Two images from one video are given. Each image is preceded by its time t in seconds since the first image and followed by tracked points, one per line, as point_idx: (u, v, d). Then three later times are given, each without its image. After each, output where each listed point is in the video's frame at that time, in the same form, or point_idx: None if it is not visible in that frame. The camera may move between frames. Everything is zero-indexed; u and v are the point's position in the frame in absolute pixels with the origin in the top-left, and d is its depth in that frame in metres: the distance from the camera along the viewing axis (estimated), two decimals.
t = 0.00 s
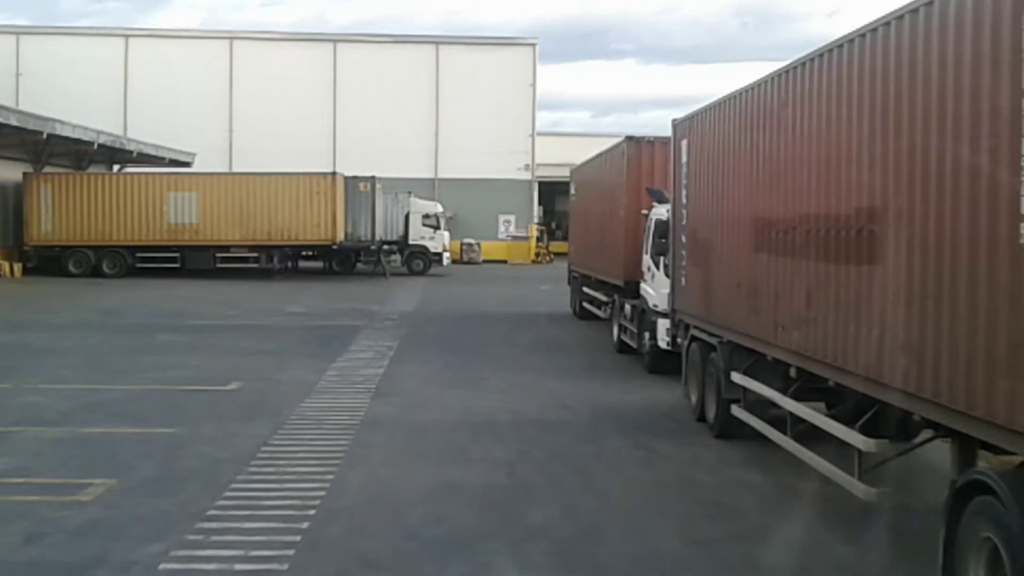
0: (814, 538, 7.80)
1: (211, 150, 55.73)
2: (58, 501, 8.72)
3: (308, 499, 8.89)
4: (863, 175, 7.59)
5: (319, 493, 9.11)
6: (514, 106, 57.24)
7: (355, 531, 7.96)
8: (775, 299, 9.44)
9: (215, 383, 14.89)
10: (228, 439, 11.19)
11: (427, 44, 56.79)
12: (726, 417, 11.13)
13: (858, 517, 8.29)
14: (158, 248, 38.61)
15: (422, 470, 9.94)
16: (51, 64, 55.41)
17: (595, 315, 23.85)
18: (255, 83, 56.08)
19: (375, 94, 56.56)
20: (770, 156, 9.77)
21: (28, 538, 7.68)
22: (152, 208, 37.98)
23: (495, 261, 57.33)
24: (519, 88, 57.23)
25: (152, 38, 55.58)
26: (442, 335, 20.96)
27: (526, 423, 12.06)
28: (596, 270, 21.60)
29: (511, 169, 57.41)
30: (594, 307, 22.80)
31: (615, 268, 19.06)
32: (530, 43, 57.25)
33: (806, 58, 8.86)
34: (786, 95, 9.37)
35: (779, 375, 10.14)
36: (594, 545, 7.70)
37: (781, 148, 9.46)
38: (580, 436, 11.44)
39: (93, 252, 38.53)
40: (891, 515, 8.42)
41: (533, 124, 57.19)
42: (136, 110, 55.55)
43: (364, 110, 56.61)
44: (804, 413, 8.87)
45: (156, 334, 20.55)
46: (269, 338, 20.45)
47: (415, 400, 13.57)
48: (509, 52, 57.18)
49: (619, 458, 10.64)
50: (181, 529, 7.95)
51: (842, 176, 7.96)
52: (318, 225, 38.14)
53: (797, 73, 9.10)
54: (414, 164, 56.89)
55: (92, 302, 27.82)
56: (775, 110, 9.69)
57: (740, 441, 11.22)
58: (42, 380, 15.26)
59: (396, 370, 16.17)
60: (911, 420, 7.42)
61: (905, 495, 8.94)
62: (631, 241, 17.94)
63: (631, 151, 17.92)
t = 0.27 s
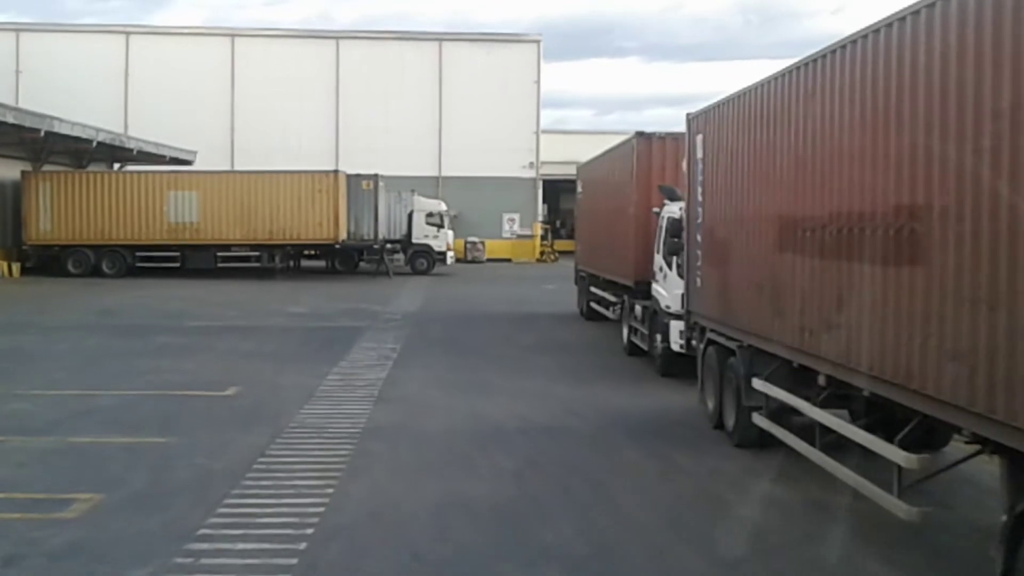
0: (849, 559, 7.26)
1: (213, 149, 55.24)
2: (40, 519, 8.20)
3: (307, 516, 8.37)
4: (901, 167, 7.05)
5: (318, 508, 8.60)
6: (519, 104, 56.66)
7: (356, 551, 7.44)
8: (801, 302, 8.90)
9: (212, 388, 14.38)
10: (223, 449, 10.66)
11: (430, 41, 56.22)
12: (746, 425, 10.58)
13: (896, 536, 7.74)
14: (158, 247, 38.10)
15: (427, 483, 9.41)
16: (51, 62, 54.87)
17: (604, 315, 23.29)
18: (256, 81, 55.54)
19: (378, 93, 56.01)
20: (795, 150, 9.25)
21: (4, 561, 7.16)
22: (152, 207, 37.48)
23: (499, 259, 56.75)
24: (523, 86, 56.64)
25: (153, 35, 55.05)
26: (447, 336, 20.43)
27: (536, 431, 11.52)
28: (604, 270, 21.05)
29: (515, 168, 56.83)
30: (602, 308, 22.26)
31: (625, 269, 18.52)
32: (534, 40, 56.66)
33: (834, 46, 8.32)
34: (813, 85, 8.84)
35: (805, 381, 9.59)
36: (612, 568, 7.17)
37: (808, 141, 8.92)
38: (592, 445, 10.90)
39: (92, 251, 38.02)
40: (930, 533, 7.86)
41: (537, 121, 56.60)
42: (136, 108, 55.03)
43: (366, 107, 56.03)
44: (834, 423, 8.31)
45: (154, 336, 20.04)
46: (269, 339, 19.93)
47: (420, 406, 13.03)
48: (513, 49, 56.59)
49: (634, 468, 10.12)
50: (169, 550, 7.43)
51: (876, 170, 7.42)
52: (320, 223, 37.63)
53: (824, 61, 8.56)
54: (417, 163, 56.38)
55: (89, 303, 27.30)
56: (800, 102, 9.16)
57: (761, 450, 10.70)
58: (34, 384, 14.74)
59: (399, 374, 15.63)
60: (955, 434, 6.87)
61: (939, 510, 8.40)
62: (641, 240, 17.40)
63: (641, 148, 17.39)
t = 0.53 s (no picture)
0: None
1: (217, 148, 54.71)
2: (19, 541, 7.65)
3: (305, 538, 7.80)
4: (954, 162, 6.48)
5: (320, 528, 8.06)
6: (526, 102, 56.04)
7: None
8: (836, 308, 8.34)
9: (211, 395, 13.82)
10: (219, 462, 10.10)
11: (437, 39, 55.63)
12: (774, 436, 9.97)
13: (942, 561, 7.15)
14: (161, 248, 37.58)
15: (435, 499, 8.84)
16: (54, 61, 54.40)
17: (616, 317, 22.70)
18: (261, 79, 55.00)
19: (384, 91, 55.45)
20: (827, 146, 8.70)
21: None
22: (155, 207, 36.97)
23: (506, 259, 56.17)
24: (531, 84, 56.00)
25: (156, 34, 54.53)
26: (455, 339, 19.87)
27: (549, 442, 10.95)
28: (617, 271, 20.44)
29: (522, 166, 56.19)
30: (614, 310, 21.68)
31: (639, 270, 17.91)
32: (541, 37, 56.01)
33: (874, 32, 7.76)
34: (849, 74, 8.28)
35: (838, 391, 8.98)
36: None
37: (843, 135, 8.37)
38: (609, 458, 10.32)
39: (94, 252, 37.52)
40: (981, 558, 7.24)
41: (545, 120, 55.96)
42: (140, 108, 54.53)
43: (372, 106, 55.46)
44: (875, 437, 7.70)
45: (154, 339, 19.50)
46: (272, 342, 19.39)
47: (427, 414, 12.46)
48: (520, 47, 55.97)
49: (655, 483, 9.54)
50: None
51: (925, 164, 6.86)
52: (325, 223, 37.08)
53: (862, 47, 8.00)
54: (423, 162, 55.82)
55: (89, 305, 26.79)
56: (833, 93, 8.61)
57: (789, 463, 10.12)
58: (26, 391, 14.20)
59: (405, 379, 15.07)
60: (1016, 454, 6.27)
61: (988, 531, 7.80)
62: (656, 241, 16.79)
63: (655, 145, 16.77)
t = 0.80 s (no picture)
0: None
1: (218, 147, 54.21)
2: None
3: (301, 562, 7.27)
4: (1003, 160, 5.98)
5: (317, 550, 7.52)
6: (530, 101, 55.48)
7: None
8: (871, 316, 7.80)
9: (206, 402, 13.29)
10: (210, 477, 9.56)
11: (440, 38, 55.13)
12: (797, 450, 9.44)
13: None
14: (160, 248, 37.07)
15: (440, 518, 8.31)
16: (54, 59, 53.92)
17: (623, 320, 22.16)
18: (262, 78, 54.50)
19: (387, 90, 54.92)
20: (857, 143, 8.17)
21: None
22: (154, 206, 36.46)
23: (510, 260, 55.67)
24: (535, 83, 55.46)
25: (157, 31, 54.05)
26: (459, 343, 19.34)
27: (558, 456, 10.41)
28: (625, 272, 19.91)
29: (527, 166, 55.65)
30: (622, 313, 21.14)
31: (648, 272, 17.38)
32: (546, 36, 55.46)
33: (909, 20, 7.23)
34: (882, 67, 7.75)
35: (868, 404, 8.44)
36: None
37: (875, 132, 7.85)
38: (623, 474, 9.78)
39: (92, 252, 37.02)
40: None
41: (549, 120, 55.40)
42: (140, 106, 54.05)
43: (375, 105, 54.95)
44: (910, 456, 7.17)
45: (150, 343, 18.98)
46: (271, 346, 18.85)
47: (431, 424, 11.93)
48: (524, 45, 55.41)
49: (672, 500, 9.00)
50: None
51: (970, 163, 6.33)
52: (327, 223, 36.55)
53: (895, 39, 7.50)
54: (426, 162, 55.30)
55: (86, 306, 26.27)
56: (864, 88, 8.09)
57: (812, 478, 9.59)
58: (13, 397, 13.67)
59: (407, 386, 14.55)
60: None
61: None
62: (667, 243, 16.26)
63: (666, 143, 16.23)
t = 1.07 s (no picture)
0: None
1: (220, 146, 53.75)
2: None
3: None
4: None
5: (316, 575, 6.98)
6: (535, 100, 54.94)
7: None
8: (909, 321, 7.32)
9: (202, 409, 12.75)
10: (203, 492, 9.02)
11: (444, 36, 54.59)
12: (825, 463, 8.90)
13: None
14: (161, 248, 36.57)
15: (447, 538, 7.77)
16: (55, 58, 53.44)
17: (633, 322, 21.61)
18: (264, 77, 53.98)
19: (390, 88, 54.40)
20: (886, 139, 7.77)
21: None
22: (154, 206, 35.96)
23: (515, 260, 55.15)
24: (540, 81, 54.90)
25: (159, 30, 53.57)
26: (465, 346, 18.79)
27: (572, 468, 9.87)
28: (636, 273, 19.36)
29: (532, 165, 55.08)
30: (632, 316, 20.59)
31: (660, 274, 16.85)
32: (551, 33, 54.90)
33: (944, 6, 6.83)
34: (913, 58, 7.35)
35: (905, 417, 7.90)
36: None
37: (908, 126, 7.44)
38: (641, 489, 9.23)
39: (92, 253, 36.52)
40: None
41: (554, 118, 54.83)
42: (141, 105, 53.58)
43: (379, 104, 54.42)
44: (956, 475, 6.62)
45: (147, 346, 18.44)
46: (271, 349, 18.30)
47: (437, 433, 11.40)
48: (528, 43, 54.89)
49: (694, 517, 8.46)
50: None
51: None
52: (330, 223, 36.02)
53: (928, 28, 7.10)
54: (430, 161, 54.78)
55: (84, 308, 25.77)
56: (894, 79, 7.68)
57: (842, 493, 9.04)
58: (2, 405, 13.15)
59: (412, 392, 14.02)
60: None
61: None
62: (680, 243, 15.72)
63: (679, 140, 15.70)
